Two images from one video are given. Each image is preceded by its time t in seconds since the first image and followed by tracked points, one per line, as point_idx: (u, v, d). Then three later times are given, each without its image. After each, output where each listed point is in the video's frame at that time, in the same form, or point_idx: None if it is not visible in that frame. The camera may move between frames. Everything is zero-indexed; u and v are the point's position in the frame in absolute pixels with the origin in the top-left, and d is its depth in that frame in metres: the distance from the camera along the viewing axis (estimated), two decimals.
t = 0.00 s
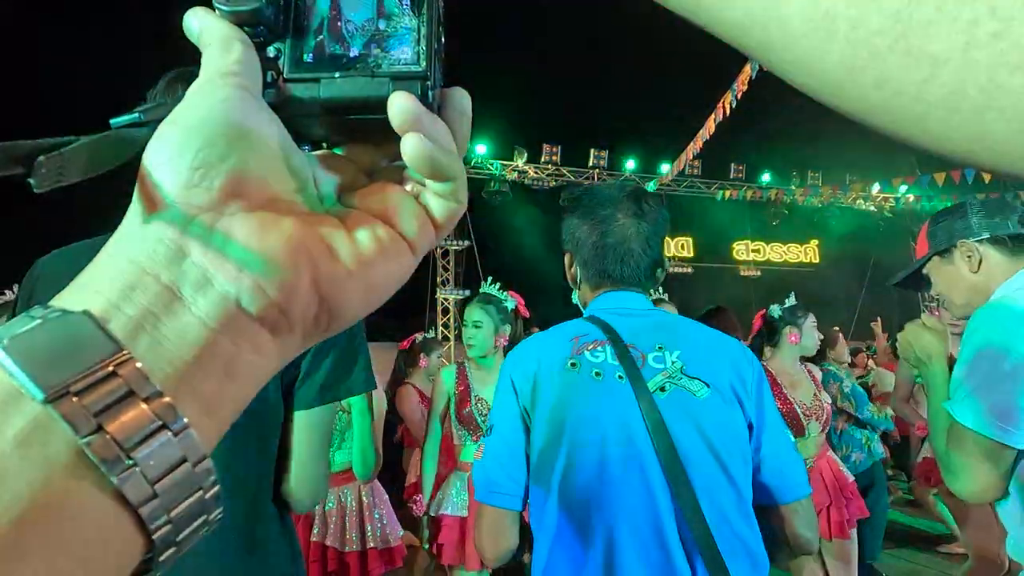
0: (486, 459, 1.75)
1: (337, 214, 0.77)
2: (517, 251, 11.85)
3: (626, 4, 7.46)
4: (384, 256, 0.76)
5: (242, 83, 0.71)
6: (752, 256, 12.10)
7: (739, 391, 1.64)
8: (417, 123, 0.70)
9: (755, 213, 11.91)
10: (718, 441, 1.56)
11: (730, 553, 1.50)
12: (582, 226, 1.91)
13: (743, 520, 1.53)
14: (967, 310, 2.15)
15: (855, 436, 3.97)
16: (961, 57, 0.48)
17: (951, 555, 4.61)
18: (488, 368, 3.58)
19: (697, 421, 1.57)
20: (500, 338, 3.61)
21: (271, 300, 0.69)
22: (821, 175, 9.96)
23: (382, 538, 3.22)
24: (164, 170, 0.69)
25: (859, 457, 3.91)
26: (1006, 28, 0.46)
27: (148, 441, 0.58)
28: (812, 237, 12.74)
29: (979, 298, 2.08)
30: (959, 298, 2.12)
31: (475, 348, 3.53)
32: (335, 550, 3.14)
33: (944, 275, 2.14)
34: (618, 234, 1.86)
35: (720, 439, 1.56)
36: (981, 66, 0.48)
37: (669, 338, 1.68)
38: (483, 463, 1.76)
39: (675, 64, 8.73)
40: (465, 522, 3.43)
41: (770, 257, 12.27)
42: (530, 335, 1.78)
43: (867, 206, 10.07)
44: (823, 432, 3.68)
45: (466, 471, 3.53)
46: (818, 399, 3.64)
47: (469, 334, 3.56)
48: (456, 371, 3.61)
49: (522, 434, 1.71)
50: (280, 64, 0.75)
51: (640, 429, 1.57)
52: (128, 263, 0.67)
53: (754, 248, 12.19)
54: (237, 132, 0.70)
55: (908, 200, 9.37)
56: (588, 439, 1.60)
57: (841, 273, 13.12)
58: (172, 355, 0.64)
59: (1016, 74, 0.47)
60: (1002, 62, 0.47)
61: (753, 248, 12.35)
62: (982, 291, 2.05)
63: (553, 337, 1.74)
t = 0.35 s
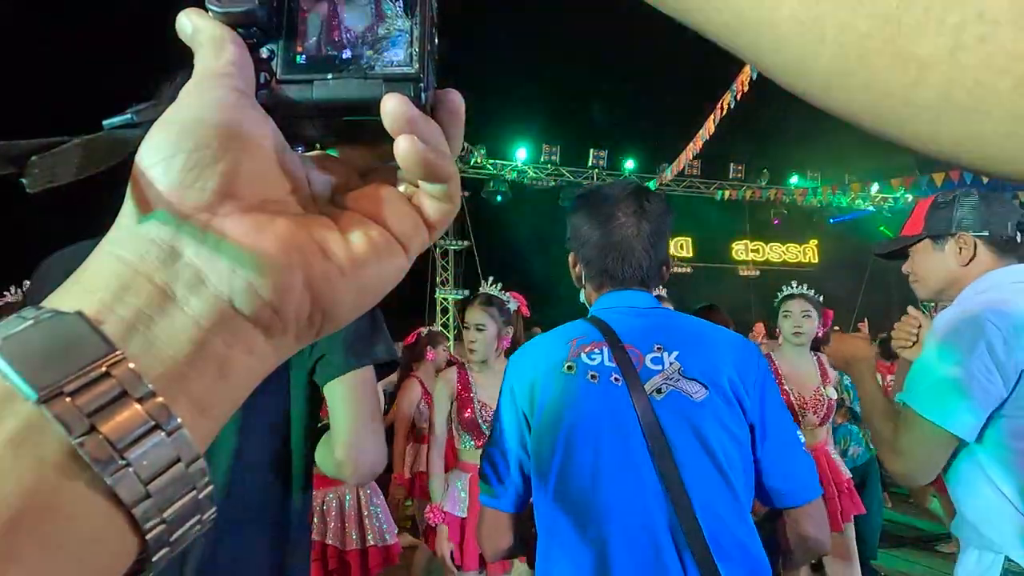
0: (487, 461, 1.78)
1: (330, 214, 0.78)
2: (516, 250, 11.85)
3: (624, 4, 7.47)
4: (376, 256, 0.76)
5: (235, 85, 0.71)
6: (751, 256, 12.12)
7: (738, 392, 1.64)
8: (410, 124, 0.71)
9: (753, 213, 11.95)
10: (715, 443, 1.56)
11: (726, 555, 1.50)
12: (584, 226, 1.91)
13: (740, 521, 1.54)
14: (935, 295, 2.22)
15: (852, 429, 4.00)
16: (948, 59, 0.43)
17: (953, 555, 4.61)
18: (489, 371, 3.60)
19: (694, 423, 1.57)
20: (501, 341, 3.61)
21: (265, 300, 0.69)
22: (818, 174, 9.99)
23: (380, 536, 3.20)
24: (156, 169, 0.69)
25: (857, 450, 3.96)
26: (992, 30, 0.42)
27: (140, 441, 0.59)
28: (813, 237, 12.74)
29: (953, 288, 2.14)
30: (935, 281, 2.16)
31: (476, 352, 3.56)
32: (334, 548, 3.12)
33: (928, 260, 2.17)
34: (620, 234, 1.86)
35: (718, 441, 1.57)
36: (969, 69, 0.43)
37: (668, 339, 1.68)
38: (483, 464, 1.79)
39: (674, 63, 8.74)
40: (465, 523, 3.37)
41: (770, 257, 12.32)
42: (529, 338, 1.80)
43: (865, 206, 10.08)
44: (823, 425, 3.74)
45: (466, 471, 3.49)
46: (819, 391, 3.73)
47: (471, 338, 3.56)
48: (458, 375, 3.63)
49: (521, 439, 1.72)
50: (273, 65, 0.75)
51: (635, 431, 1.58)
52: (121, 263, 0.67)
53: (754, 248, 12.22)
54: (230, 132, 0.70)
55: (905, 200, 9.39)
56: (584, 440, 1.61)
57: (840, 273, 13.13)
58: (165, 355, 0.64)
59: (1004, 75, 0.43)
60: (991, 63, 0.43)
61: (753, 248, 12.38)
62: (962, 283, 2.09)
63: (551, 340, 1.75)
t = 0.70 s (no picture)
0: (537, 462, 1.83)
1: (331, 217, 0.78)
2: (516, 250, 11.87)
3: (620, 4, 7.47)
4: (377, 259, 0.76)
5: (237, 88, 0.72)
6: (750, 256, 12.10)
7: (786, 395, 1.63)
8: (411, 126, 0.71)
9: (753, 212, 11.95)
10: (764, 447, 1.57)
11: (774, 557, 1.53)
12: (628, 227, 1.93)
13: (790, 522, 1.55)
14: (921, 290, 2.24)
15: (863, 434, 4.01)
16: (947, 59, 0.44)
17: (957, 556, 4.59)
18: (499, 369, 3.59)
19: (741, 427, 1.58)
20: (512, 338, 3.59)
21: (266, 304, 0.70)
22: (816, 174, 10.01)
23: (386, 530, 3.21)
24: (157, 171, 0.69)
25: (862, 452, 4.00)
26: (990, 30, 0.42)
27: (143, 445, 0.59)
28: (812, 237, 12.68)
29: (941, 285, 2.17)
30: (928, 276, 2.17)
31: (487, 350, 3.52)
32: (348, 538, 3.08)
33: (924, 255, 2.15)
34: (665, 234, 1.88)
35: (767, 445, 1.57)
36: (968, 68, 0.44)
37: (713, 342, 1.68)
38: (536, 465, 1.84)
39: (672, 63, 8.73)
40: (483, 527, 3.39)
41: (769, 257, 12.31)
42: (574, 344, 1.84)
43: (864, 205, 10.10)
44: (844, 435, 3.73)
45: (483, 476, 3.49)
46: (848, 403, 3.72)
47: (481, 334, 3.54)
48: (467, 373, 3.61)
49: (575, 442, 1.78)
50: (274, 69, 0.75)
51: (684, 436, 1.61)
52: (122, 267, 0.66)
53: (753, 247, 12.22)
54: (235, 136, 0.71)
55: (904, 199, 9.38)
56: (636, 444, 1.65)
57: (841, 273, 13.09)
58: (168, 359, 0.64)
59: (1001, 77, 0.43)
60: (989, 62, 0.43)
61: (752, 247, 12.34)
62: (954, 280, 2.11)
63: (598, 344, 1.79)
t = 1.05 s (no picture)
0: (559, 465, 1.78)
1: (344, 220, 0.79)
2: (517, 250, 11.88)
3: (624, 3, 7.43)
4: (390, 262, 0.77)
5: (252, 93, 0.73)
6: (752, 256, 12.03)
7: (805, 393, 1.67)
8: (421, 130, 0.71)
9: (757, 212, 11.87)
10: (786, 444, 1.60)
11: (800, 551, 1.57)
12: (639, 230, 1.92)
13: (811, 516, 1.59)
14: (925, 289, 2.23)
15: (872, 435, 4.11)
16: (963, 59, 0.53)
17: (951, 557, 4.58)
18: (503, 371, 3.62)
19: (765, 426, 1.60)
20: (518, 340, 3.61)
21: (280, 307, 0.70)
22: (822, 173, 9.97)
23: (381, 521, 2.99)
24: (177, 176, 0.70)
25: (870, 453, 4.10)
26: (1007, 30, 0.51)
27: (160, 444, 0.60)
28: (812, 238, 12.50)
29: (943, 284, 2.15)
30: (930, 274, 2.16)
31: (491, 351, 3.53)
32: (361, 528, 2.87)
33: (926, 253, 2.15)
34: (677, 237, 1.88)
35: (789, 442, 1.60)
36: (983, 68, 0.53)
37: (734, 342, 1.69)
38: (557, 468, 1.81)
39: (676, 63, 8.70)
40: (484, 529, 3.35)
41: (770, 257, 12.19)
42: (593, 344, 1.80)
43: (869, 204, 10.01)
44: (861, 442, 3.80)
45: (483, 477, 3.50)
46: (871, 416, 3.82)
47: (486, 337, 3.55)
48: (468, 373, 3.64)
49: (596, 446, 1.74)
50: (289, 73, 0.76)
51: (710, 436, 1.61)
52: (141, 270, 0.68)
53: (755, 247, 12.15)
54: (249, 140, 0.72)
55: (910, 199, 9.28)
56: (662, 445, 1.64)
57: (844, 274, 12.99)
58: (184, 360, 0.65)
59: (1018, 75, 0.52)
60: (1005, 63, 0.52)
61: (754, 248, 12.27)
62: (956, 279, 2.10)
63: (617, 345, 1.75)
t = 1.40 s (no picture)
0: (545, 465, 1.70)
1: (339, 223, 0.79)
2: (517, 249, 11.87)
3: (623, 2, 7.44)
4: (387, 263, 0.77)
5: (247, 96, 0.73)
6: (752, 255, 12.04)
7: (782, 398, 1.76)
8: (417, 133, 0.71)
9: (756, 211, 11.87)
10: (771, 447, 1.66)
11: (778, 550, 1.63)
12: (629, 220, 1.96)
13: (788, 519, 1.66)
14: (925, 292, 2.26)
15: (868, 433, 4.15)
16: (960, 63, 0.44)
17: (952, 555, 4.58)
18: (500, 370, 3.65)
19: (754, 428, 1.65)
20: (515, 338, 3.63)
21: (275, 309, 0.70)
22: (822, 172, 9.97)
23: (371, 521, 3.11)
24: (169, 178, 0.70)
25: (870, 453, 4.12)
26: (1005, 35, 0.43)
27: (153, 448, 0.60)
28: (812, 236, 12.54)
29: (947, 287, 2.19)
30: (935, 276, 2.19)
31: (490, 349, 3.55)
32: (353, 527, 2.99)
33: (932, 257, 2.18)
34: (665, 232, 1.93)
35: (773, 446, 1.67)
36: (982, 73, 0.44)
37: (723, 344, 1.73)
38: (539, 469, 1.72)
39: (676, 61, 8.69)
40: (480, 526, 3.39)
41: (770, 256, 12.21)
42: (585, 338, 1.74)
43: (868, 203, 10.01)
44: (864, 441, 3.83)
45: (482, 476, 3.52)
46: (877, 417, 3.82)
47: (483, 336, 3.55)
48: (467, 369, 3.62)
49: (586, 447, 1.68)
50: (283, 76, 0.76)
51: (704, 438, 1.62)
52: (134, 272, 0.68)
53: (754, 246, 12.15)
54: (243, 142, 0.71)
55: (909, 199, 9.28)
56: (655, 446, 1.62)
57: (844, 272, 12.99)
58: (178, 363, 0.65)
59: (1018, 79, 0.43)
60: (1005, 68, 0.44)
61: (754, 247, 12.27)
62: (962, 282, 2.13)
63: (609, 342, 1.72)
